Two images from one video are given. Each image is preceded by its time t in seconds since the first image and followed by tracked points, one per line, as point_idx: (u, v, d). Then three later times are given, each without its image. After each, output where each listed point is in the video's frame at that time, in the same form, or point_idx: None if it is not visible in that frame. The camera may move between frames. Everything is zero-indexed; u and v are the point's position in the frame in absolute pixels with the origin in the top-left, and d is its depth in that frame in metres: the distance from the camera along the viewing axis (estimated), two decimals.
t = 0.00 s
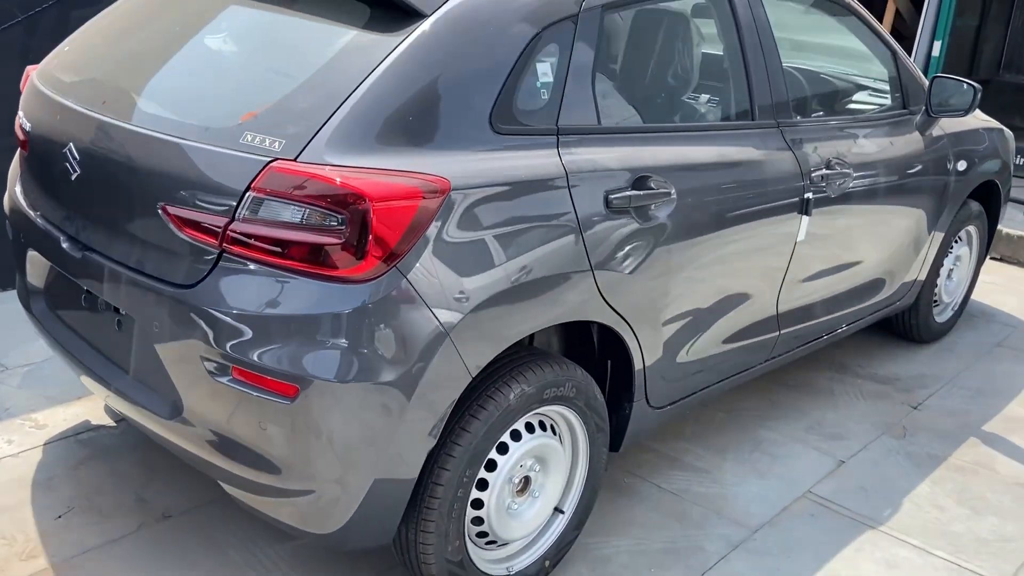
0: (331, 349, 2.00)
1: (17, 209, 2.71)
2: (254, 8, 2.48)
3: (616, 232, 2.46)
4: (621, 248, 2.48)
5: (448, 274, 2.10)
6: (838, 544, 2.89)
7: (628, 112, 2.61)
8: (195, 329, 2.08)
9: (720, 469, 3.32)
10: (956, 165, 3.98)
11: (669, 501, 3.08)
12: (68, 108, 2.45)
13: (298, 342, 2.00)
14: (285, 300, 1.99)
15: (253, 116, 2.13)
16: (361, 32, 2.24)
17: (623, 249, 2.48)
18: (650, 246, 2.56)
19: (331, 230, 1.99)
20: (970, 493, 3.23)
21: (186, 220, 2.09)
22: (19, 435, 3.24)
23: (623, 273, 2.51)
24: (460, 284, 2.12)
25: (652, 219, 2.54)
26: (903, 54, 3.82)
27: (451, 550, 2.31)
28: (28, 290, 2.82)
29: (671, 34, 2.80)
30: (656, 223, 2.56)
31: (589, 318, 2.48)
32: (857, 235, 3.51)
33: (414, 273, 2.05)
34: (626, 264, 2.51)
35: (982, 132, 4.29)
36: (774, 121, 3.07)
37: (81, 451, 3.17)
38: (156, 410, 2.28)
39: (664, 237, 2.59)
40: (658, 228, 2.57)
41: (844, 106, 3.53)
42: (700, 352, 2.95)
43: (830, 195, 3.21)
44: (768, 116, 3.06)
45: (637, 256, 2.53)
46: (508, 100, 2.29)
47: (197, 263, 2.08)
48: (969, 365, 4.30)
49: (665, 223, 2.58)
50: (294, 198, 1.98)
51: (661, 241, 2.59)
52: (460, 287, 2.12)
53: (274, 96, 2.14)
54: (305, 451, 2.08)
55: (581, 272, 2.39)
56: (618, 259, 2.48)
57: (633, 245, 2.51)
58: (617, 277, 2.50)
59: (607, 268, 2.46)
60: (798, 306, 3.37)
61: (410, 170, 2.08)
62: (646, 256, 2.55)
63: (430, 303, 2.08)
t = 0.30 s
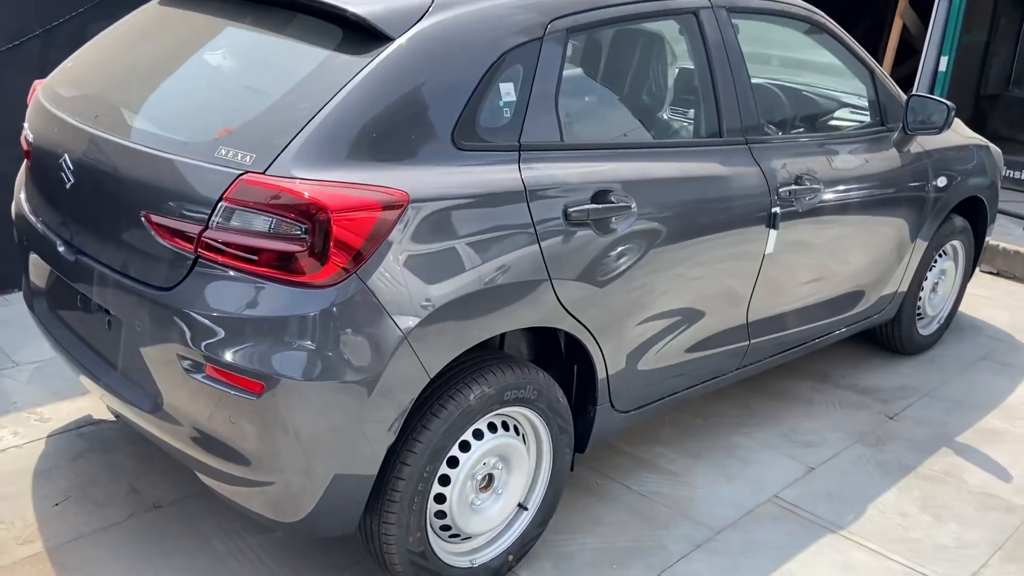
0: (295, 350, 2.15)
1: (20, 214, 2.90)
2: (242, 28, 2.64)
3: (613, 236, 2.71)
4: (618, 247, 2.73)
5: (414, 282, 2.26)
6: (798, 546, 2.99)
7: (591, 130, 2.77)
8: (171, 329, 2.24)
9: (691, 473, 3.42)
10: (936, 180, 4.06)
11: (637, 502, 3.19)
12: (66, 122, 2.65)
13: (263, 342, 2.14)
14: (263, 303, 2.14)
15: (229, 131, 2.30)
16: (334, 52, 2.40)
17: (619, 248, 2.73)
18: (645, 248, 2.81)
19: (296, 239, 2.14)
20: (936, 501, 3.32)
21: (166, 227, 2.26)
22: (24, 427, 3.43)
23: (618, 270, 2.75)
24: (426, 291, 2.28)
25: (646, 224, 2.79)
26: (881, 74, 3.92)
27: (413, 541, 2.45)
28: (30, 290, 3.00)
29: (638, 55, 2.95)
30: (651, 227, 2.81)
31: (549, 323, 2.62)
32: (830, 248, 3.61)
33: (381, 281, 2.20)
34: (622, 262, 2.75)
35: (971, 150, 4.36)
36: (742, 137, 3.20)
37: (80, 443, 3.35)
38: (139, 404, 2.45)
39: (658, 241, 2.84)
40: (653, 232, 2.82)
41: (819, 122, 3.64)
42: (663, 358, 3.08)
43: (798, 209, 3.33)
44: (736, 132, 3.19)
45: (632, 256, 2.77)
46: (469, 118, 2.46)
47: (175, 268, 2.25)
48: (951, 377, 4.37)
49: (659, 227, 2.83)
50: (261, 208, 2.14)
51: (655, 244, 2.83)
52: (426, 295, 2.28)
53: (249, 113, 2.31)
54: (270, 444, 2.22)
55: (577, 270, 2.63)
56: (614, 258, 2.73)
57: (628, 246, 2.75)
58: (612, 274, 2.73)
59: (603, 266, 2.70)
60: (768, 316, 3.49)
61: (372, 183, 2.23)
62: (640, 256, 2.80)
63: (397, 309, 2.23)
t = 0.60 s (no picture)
0: (304, 343, 2.31)
1: (50, 217, 3.09)
2: (260, 43, 2.82)
3: (617, 239, 2.89)
4: (621, 250, 2.91)
5: (417, 284, 2.42)
6: (782, 540, 3.12)
7: (586, 141, 2.92)
8: (189, 323, 2.41)
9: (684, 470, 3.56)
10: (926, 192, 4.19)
11: (630, 496, 3.33)
12: (94, 131, 2.83)
13: (274, 335, 2.31)
14: (275, 299, 2.30)
15: (245, 140, 2.47)
16: (343, 67, 2.57)
17: (623, 250, 2.91)
18: (647, 251, 2.99)
19: (305, 240, 2.30)
20: (919, 500, 3.44)
21: (185, 228, 2.43)
22: (48, 420, 3.61)
23: (621, 271, 2.93)
24: (429, 292, 2.44)
25: (649, 229, 2.98)
26: (873, 89, 4.05)
27: (413, 526, 2.60)
28: (57, 289, 3.18)
29: (633, 70, 3.11)
30: (655, 231, 3.00)
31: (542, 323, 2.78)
32: (820, 255, 3.75)
33: (386, 282, 2.37)
34: (625, 264, 2.93)
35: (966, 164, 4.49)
36: (733, 149, 3.35)
37: (102, 435, 3.52)
38: (159, 394, 2.62)
39: (661, 245, 3.03)
40: (656, 236, 3.00)
41: (810, 135, 3.79)
42: (655, 359, 3.22)
43: (788, 218, 3.48)
44: (727, 144, 3.34)
45: (635, 258, 2.96)
46: (469, 129, 2.62)
47: (193, 266, 2.42)
48: (943, 383, 4.49)
49: (662, 231, 3.02)
50: (274, 211, 2.31)
51: (658, 248, 3.02)
52: (429, 296, 2.44)
53: (263, 124, 2.48)
54: (279, 431, 2.38)
55: (581, 270, 2.81)
56: (617, 260, 2.91)
57: (631, 249, 2.94)
58: (616, 274, 2.91)
59: (607, 267, 2.88)
60: (759, 321, 3.63)
61: (376, 189, 2.40)
62: (643, 259, 2.98)
63: (401, 309, 2.40)
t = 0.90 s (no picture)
0: (310, 341, 2.43)
1: (67, 223, 3.22)
2: (270, 57, 2.96)
3: (619, 244, 3.03)
4: (622, 255, 3.05)
5: (419, 288, 2.54)
6: (771, 538, 3.23)
7: (582, 151, 3.04)
8: (200, 322, 2.54)
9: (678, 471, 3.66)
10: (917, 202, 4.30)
11: (625, 494, 3.44)
12: (111, 140, 2.97)
13: (281, 334, 2.43)
14: (282, 301, 2.43)
15: (255, 149, 2.60)
16: (349, 80, 2.70)
17: (624, 255, 3.05)
18: (648, 255, 3.13)
19: (310, 243, 2.43)
20: (906, 501, 3.54)
21: (198, 232, 2.56)
22: (63, 419, 3.74)
23: (622, 275, 3.06)
24: (430, 296, 2.56)
25: (651, 235, 3.11)
26: (862, 101, 4.16)
27: (412, 518, 2.71)
28: (74, 291, 3.32)
29: (628, 83, 3.23)
30: (655, 237, 3.13)
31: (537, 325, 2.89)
32: (812, 263, 3.85)
33: (389, 286, 2.49)
34: (626, 269, 3.07)
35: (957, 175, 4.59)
36: (726, 160, 3.46)
37: (115, 433, 3.65)
38: (171, 390, 2.75)
39: (661, 250, 3.16)
40: (656, 242, 3.14)
41: (801, 147, 3.91)
42: (649, 362, 3.33)
43: (779, 227, 3.59)
44: (720, 154, 3.45)
45: (635, 263, 3.09)
46: (469, 140, 2.74)
47: (205, 269, 2.54)
48: (935, 389, 4.57)
49: (663, 238, 3.16)
50: (281, 216, 2.43)
51: (658, 253, 3.15)
52: (430, 299, 2.56)
53: (272, 133, 2.61)
54: (286, 426, 2.50)
55: (580, 275, 2.93)
56: (618, 265, 3.04)
57: (631, 254, 3.07)
58: (617, 278, 3.05)
59: (608, 271, 3.01)
60: (752, 326, 3.73)
61: (379, 195, 2.52)
62: (643, 264, 3.12)
63: (403, 311, 2.52)
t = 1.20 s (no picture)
0: (299, 344, 2.53)
1: (70, 232, 3.33)
2: (266, 72, 3.08)
3: (615, 250, 3.17)
4: (616, 260, 3.18)
5: (407, 295, 2.65)
6: (752, 539, 3.31)
7: (566, 162, 3.14)
8: (195, 326, 2.64)
9: (664, 475, 3.74)
10: (901, 213, 4.38)
11: (611, 497, 3.52)
12: (112, 152, 3.09)
13: (270, 337, 2.53)
14: (273, 305, 2.53)
15: (248, 159, 2.71)
16: (339, 94, 2.81)
17: (618, 261, 3.18)
18: (642, 260, 3.26)
19: (299, 250, 2.53)
20: (887, 505, 3.61)
21: (193, 240, 2.66)
22: (66, 423, 3.85)
23: (617, 279, 3.20)
24: (418, 302, 2.67)
25: (645, 242, 3.25)
26: (845, 114, 4.25)
27: (399, 516, 2.80)
28: (76, 298, 3.43)
29: (612, 96, 3.33)
30: (649, 244, 3.27)
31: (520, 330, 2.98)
32: (796, 272, 3.94)
33: (378, 293, 2.60)
34: (619, 274, 3.20)
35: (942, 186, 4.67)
36: (708, 171, 3.56)
37: (115, 437, 3.75)
38: (167, 392, 2.85)
39: (656, 256, 3.30)
40: (652, 249, 3.28)
41: (787, 159, 4.01)
42: (633, 367, 3.43)
43: (762, 236, 3.68)
44: (702, 165, 3.55)
45: (629, 268, 3.23)
46: (454, 150, 2.85)
47: (199, 275, 2.65)
48: (922, 396, 4.64)
49: (657, 244, 3.29)
50: (272, 224, 2.54)
51: (652, 259, 3.29)
52: (417, 305, 2.67)
53: (265, 145, 2.72)
54: (275, 426, 2.60)
55: (560, 281, 3.01)
56: (612, 270, 3.18)
57: (625, 260, 3.21)
58: (611, 283, 3.18)
59: (602, 276, 3.14)
60: (736, 333, 3.82)
61: (366, 204, 2.62)
62: (637, 268, 3.25)
63: (391, 317, 2.62)
